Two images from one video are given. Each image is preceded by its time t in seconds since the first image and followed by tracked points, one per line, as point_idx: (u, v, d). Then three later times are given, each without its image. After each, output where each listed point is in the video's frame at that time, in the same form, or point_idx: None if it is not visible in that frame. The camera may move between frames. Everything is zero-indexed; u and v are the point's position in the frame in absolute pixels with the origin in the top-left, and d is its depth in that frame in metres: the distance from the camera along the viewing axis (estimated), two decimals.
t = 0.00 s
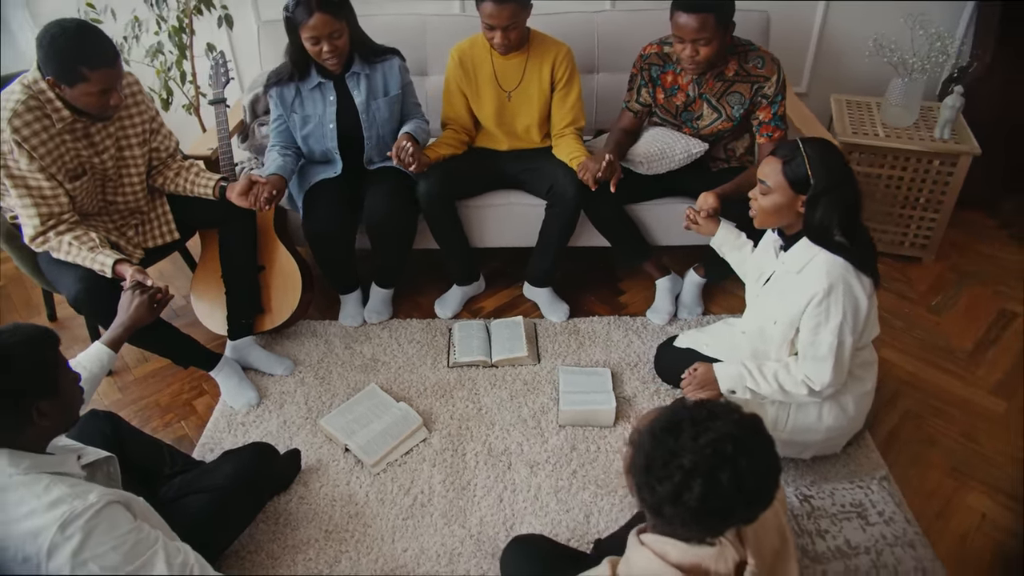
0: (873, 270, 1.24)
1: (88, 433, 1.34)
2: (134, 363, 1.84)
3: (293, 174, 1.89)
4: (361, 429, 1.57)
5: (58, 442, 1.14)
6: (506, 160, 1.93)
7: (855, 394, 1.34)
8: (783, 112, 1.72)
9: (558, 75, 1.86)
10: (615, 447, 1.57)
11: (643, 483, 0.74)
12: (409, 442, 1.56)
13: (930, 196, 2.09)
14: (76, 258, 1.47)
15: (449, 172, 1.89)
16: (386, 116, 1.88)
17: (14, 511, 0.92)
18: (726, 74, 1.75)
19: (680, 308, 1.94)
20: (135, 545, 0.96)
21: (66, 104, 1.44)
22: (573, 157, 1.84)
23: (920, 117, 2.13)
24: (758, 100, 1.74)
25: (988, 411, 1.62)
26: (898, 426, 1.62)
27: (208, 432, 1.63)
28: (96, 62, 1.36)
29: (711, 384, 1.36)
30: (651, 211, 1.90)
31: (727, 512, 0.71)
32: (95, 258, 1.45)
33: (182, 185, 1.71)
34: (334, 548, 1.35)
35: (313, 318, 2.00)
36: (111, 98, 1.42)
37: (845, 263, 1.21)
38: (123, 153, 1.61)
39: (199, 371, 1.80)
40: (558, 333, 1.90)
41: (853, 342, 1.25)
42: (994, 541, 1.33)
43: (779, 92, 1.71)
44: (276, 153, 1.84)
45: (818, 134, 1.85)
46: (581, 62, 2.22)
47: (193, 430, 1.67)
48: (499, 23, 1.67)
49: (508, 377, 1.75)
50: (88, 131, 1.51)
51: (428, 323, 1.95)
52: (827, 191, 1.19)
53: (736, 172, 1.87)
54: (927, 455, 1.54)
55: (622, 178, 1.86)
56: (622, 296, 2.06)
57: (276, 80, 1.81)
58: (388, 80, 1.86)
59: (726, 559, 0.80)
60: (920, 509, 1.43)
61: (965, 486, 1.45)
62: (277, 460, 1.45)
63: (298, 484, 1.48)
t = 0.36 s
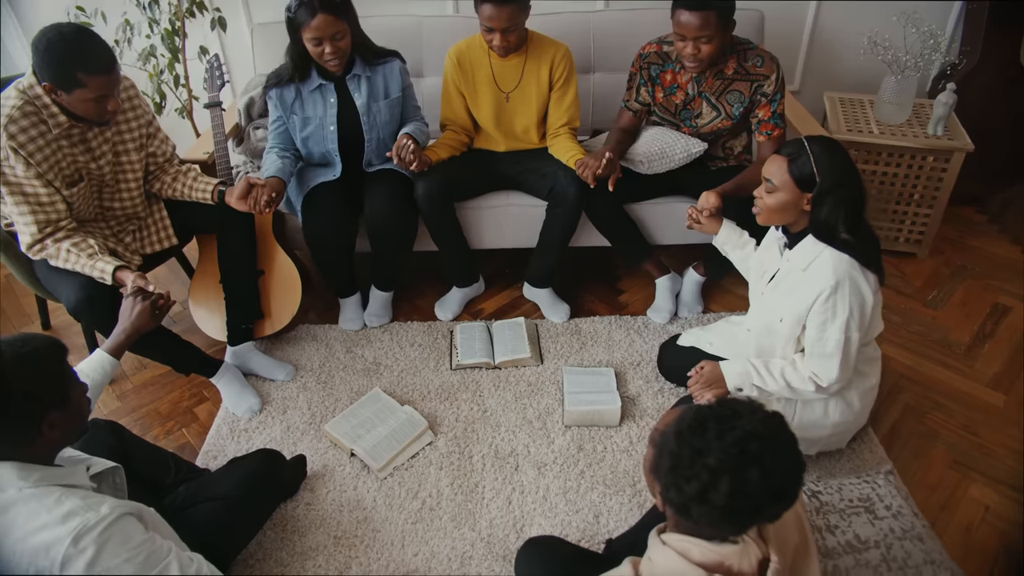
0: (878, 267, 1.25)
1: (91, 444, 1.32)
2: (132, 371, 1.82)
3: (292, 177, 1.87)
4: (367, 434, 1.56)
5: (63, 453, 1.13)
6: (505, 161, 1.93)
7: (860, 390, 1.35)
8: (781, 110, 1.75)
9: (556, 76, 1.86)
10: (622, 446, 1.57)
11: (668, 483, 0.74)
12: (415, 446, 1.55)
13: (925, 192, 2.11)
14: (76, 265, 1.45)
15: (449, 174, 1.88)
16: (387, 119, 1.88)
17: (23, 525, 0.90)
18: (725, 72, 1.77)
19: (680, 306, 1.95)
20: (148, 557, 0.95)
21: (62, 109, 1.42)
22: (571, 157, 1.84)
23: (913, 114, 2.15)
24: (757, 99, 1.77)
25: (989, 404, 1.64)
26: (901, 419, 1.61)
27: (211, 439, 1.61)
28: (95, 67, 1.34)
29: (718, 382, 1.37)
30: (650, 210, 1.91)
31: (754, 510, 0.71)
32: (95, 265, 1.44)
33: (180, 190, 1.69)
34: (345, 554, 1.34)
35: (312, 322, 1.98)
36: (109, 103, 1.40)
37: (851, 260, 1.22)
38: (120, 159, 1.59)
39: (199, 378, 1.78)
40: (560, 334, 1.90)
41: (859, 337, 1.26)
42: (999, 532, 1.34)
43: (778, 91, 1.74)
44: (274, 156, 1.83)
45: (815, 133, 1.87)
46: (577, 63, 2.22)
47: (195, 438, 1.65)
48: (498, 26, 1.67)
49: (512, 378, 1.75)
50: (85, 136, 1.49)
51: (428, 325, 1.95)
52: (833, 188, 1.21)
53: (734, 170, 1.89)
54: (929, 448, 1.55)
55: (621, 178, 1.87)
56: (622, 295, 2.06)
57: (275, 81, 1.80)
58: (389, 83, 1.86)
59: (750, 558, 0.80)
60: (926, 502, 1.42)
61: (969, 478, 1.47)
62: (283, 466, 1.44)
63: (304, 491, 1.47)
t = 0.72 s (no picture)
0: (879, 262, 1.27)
1: (97, 451, 1.31)
2: (132, 376, 1.80)
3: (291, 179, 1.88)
4: (372, 435, 1.56)
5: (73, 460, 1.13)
6: (504, 161, 1.94)
7: (862, 382, 1.37)
8: (778, 107, 1.77)
9: (555, 78, 1.87)
10: (626, 443, 1.58)
11: (691, 476, 0.76)
12: (421, 447, 1.55)
13: (917, 187, 2.15)
14: (77, 270, 1.44)
15: (448, 175, 1.88)
16: (387, 121, 1.89)
17: (36, 534, 0.89)
18: (722, 71, 1.79)
19: (679, 303, 1.96)
20: (163, 562, 0.95)
21: (61, 114, 1.40)
22: (571, 157, 1.85)
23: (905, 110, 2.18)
24: (754, 96, 1.79)
25: (984, 395, 1.67)
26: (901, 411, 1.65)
27: (215, 443, 1.61)
28: (95, 71, 1.33)
29: (723, 377, 1.38)
30: (649, 209, 1.92)
31: (775, 501, 0.73)
32: (97, 270, 1.43)
33: (179, 193, 1.68)
34: (355, 556, 1.34)
35: (312, 325, 1.98)
36: (109, 107, 1.39)
37: (853, 255, 1.24)
38: (119, 162, 1.58)
39: (200, 383, 1.77)
40: (561, 332, 1.91)
41: (861, 331, 1.28)
42: (999, 520, 1.37)
43: (775, 89, 1.76)
44: (274, 157, 1.83)
45: (810, 130, 1.90)
46: (573, 62, 2.23)
47: (199, 442, 1.64)
48: (497, 28, 1.67)
49: (515, 377, 1.76)
50: (84, 140, 1.48)
51: (430, 326, 1.95)
52: (835, 184, 1.22)
53: (731, 167, 1.91)
54: (929, 438, 1.58)
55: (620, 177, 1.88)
56: (621, 293, 2.07)
57: (276, 83, 1.80)
58: (389, 85, 1.86)
59: (768, 549, 0.82)
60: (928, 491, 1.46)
61: (967, 468, 1.49)
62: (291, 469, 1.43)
63: (311, 493, 1.47)
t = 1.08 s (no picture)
0: (882, 254, 1.29)
1: (106, 454, 1.30)
2: (134, 379, 1.79)
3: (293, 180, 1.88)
4: (380, 434, 1.56)
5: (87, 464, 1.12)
6: (504, 159, 1.95)
7: (865, 373, 1.39)
8: (776, 104, 1.80)
9: (554, 77, 1.88)
10: (633, 437, 1.59)
11: (715, 464, 0.77)
12: (429, 445, 1.56)
13: (910, 181, 2.18)
14: (81, 273, 1.43)
15: (450, 174, 1.89)
16: (389, 120, 1.90)
17: (58, 536, 0.88)
18: (721, 68, 1.81)
19: (680, 299, 1.98)
20: (184, 563, 0.95)
21: (63, 116, 1.39)
22: (574, 154, 1.87)
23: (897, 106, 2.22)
24: (752, 93, 1.81)
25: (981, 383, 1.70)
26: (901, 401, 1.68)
27: (221, 445, 1.60)
28: (98, 72, 1.32)
29: (729, 370, 1.40)
30: (649, 205, 1.94)
31: (798, 486, 0.74)
32: (102, 273, 1.42)
33: (181, 195, 1.68)
34: (368, 555, 1.35)
35: (314, 326, 1.98)
36: (112, 108, 1.38)
37: (857, 248, 1.26)
38: (120, 165, 1.57)
39: (204, 385, 1.76)
40: (563, 329, 1.92)
41: (866, 322, 1.30)
42: (1001, 505, 1.40)
43: (772, 85, 1.79)
44: (276, 158, 1.83)
45: (807, 126, 1.93)
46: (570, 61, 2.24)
47: (204, 445, 1.63)
48: (497, 29, 1.68)
49: (520, 374, 1.76)
50: (86, 142, 1.47)
51: (432, 325, 1.95)
52: (838, 178, 1.25)
53: (730, 163, 1.94)
54: (930, 427, 1.61)
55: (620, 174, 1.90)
56: (621, 290, 2.09)
57: (277, 83, 1.80)
58: (391, 85, 1.88)
59: (789, 535, 0.83)
60: (930, 478, 1.49)
61: (968, 455, 1.52)
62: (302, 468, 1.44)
63: (321, 493, 1.47)
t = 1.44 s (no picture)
0: (884, 248, 1.31)
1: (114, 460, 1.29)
2: (135, 384, 1.78)
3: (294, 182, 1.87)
4: (387, 435, 1.56)
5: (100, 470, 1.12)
6: (503, 159, 1.95)
7: (868, 365, 1.41)
8: (773, 101, 1.82)
9: (553, 77, 1.89)
10: (638, 433, 1.61)
11: (737, 455, 0.78)
12: (437, 445, 1.56)
13: (903, 176, 2.21)
14: (84, 278, 1.42)
15: (450, 174, 1.89)
16: (389, 121, 1.90)
17: (78, 541, 0.88)
18: (718, 66, 1.83)
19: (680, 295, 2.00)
20: (203, 566, 0.95)
21: (65, 119, 1.38)
22: (575, 154, 1.88)
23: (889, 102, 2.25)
24: (749, 91, 1.83)
25: (977, 374, 1.73)
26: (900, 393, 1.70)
27: (227, 448, 1.60)
28: (100, 75, 1.31)
29: (735, 365, 1.42)
30: (648, 203, 1.96)
31: (819, 476, 0.75)
32: (105, 277, 1.41)
33: (182, 198, 1.67)
34: (379, 555, 1.35)
35: (315, 328, 1.97)
36: (114, 111, 1.37)
37: (860, 242, 1.28)
38: (121, 168, 1.56)
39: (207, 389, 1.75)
40: (565, 327, 1.93)
41: (869, 315, 1.32)
42: (1002, 494, 1.42)
43: (769, 83, 1.81)
44: (276, 160, 1.82)
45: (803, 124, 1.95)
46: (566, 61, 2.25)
47: (210, 448, 1.63)
48: (497, 29, 1.69)
49: (524, 373, 1.77)
50: (86, 146, 1.46)
51: (434, 325, 1.95)
52: (841, 174, 1.27)
53: (727, 161, 1.96)
54: (929, 418, 1.63)
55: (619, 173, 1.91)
56: (621, 288, 2.10)
57: (276, 85, 1.80)
58: (390, 86, 1.88)
59: (807, 524, 0.84)
60: (932, 468, 1.51)
61: (967, 445, 1.55)
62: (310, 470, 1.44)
63: (329, 494, 1.47)
